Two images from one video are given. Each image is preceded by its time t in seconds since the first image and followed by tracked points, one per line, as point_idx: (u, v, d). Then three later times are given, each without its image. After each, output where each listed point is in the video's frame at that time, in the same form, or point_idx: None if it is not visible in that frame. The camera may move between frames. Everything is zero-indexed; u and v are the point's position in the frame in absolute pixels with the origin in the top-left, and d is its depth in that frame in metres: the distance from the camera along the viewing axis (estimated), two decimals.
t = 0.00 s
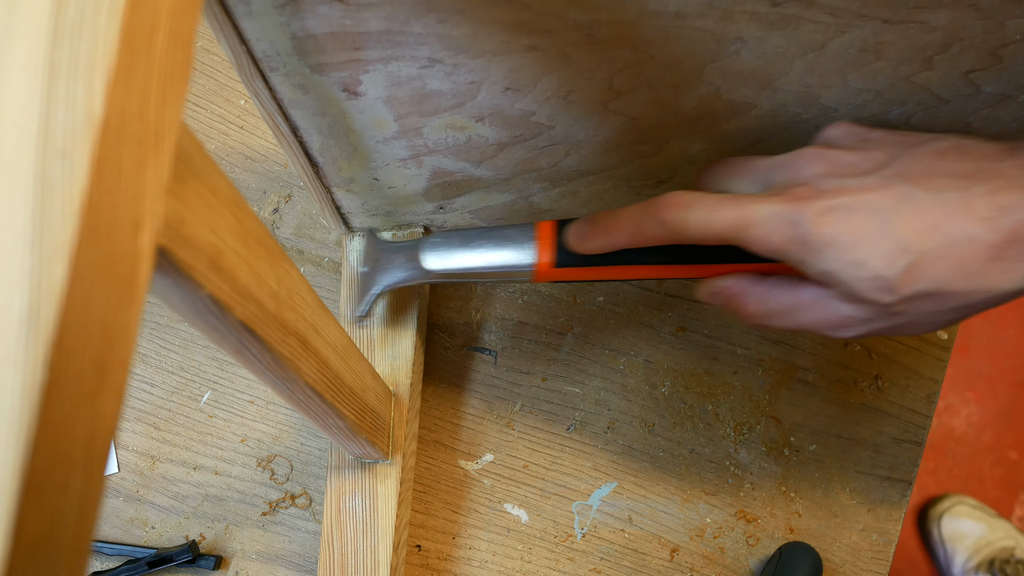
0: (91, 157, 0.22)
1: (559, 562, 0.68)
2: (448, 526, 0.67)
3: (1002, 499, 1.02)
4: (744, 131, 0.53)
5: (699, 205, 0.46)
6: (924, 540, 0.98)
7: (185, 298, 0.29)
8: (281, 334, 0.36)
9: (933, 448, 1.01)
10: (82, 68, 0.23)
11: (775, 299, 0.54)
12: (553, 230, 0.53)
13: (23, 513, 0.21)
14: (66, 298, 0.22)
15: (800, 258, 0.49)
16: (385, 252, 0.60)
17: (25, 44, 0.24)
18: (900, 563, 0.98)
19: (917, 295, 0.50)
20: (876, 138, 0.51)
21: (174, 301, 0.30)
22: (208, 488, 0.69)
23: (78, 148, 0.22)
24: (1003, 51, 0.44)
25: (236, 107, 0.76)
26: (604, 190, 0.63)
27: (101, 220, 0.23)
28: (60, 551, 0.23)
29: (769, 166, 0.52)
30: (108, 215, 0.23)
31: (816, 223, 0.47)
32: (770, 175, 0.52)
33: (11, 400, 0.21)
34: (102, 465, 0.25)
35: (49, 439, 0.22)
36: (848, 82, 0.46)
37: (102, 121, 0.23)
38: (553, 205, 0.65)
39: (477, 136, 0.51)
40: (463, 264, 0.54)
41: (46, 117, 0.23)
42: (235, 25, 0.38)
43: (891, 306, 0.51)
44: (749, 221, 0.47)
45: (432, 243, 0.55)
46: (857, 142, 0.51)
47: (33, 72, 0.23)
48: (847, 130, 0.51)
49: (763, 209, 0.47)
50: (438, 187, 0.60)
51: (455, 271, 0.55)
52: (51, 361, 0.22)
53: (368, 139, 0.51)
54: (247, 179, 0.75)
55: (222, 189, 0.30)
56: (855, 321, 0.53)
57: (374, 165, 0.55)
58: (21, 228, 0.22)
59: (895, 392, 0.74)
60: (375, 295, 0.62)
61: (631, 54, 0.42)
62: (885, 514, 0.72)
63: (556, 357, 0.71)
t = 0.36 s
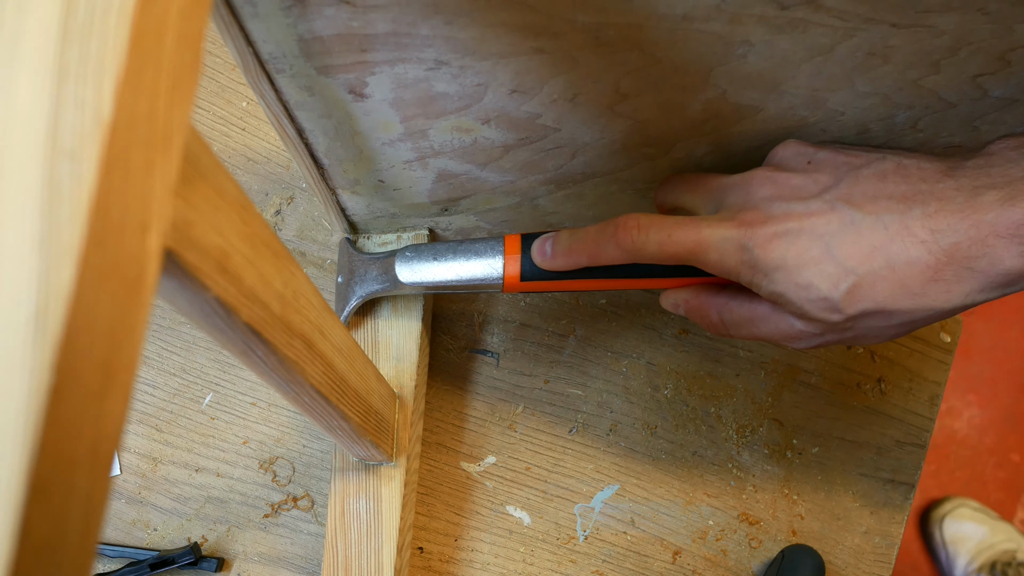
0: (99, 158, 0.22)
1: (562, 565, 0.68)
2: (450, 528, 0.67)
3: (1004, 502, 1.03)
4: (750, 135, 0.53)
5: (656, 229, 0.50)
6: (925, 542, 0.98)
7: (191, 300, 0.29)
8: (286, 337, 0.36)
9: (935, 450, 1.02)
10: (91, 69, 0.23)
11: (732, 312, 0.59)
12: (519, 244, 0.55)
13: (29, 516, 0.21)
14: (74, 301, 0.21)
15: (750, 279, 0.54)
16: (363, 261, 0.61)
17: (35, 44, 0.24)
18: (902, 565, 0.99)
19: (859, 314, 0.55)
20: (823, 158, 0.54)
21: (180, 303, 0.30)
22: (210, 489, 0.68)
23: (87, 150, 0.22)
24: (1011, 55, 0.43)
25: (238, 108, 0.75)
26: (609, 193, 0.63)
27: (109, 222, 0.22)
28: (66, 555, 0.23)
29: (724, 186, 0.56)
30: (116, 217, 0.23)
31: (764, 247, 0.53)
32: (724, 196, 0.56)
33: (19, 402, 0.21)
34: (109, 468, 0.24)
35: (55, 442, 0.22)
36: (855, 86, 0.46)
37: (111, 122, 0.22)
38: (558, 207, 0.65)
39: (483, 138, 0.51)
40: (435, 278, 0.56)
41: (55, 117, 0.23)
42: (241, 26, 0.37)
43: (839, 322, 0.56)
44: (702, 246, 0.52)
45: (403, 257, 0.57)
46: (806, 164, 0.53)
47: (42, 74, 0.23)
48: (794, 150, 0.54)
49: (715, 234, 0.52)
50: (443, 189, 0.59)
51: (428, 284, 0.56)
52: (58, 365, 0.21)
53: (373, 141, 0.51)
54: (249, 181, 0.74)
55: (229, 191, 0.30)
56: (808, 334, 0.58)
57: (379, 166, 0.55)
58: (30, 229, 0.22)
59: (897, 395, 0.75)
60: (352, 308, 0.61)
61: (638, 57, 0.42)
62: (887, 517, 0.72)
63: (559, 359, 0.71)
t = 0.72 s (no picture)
0: (90, 153, 0.22)
1: (559, 560, 0.68)
2: (447, 524, 0.68)
3: (1003, 497, 1.03)
4: (745, 130, 0.53)
5: (672, 224, 0.50)
6: (924, 537, 0.98)
7: (184, 295, 0.29)
8: (281, 332, 0.36)
9: (933, 446, 1.02)
10: (81, 65, 0.23)
11: (746, 307, 0.59)
12: (535, 237, 0.55)
13: (21, 509, 0.21)
14: (65, 294, 0.21)
15: (762, 274, 0.54)
16: (375, 253, 0.61)
17: (26, 41, 0.24)
18: (901, 561, 0.99)
19: (873, 308, 0.54)
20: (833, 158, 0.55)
21: (174, 297, 0.30)
22: (207, 485, 0.69)
23: (77, 144, 0.22)
24: (1006, 49, 0.44)
25: (235, 105, 0.75)
26: (605, 188, 0.63)
27: (101, 216, 0.22)
28: (59, 548, 0.23)
29: (737, 184, 0.56)
30: (108, 211, 0.23)
31: (778, 244, 0.52)
32: (736, 193, 0.56)
33: (11, 395, 0.21)
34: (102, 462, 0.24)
35: (47, 435, 0.22)
36: (849, 81, 0.46)
37: (102, 117, 0.22)
38: (554, 203, 0.65)
39: (478, 134, 0.51)
40: (449, 268, 0.55)
41: (46, 113, 0.23)
42: (235, 22, 0.37)
43: (850, 318, 0.55)
44: (717, 242, 0.52)
45: (419, 246, 0.56)
46: (816, 162, 0.54)
47: (32, 69, 0.23)
48: (806, 149, 0.54)
49: (729, 231, 0.52)
50: (439, 185, 0.59)
51: (442, 275, 0.56)
52: (50, 357, 0.21)
53: (369, 137, 0.51)
54: (246, 177, 0.74)
55: (222, 187, 0.30)
56: (820, 330, 0.58)
57: (375, 162, 0.55)
58: (21, 224, 0.22)
59: (894, 390, 0.75)
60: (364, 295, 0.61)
61: (632, 52, 0.42)
62: (884, 512, 0.72)
63: (555, 355, 0.71)
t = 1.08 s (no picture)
0: (92, 148, 0.22)
1: (559, 557, 0.68)
2: (448, 521, 0.68)
3: (1003, 496, 1.03)
4: (747, 127, 0.53)
5: (766, 204, 0.47)
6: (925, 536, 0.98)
7: (186, 291, 0.29)
8: (282, 328, 0.36)
9: (934, 444, 1.02)
10: (83, 60, 0.23)
11: (835, 302, 0.54)
12: (607, 233, 0.50)
13: (22, 504, 0.21)
14: (66, 289, 0.21)
15: (866, 258, 0.49)
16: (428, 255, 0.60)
17: (28, 36, 0.24)
18: (901, 560, 0.99)
19: (985, 295, 0.51)
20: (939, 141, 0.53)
21: (175, 293, 0.30)
22: (208, 482, 0.69)
23: (79, 139, 0.22)
24: (1008, 47, 0.44)
25: (236, 101, 0.75)
26: (607, 186, 0.63)
27: (103, 211, 0.22)
28: (60, 544, 0.23)
29: (834, 169, 0.54)
30: (110, 207, 0.23)
31: (886, 222, 0.48)
32: (834, 176, 0.54)
33: (12, 390, 0.21)
34: (103, 457, 0.24)
35: (49, 430, 0.22)
36: (851, 78, 0.46)
37: (104, 112, 0.22)
38: (555, 200, 0.65)
39: (479, 131, 0.51)
40: (513, 266, 0.52)
41: (48, 108, 0.23)
42: (237, 19, 0.37)
43: (960, 306, 0.52)
44: (816, 221, 0.47)
45: (480, 245, 0.53)
46: (921, 144, 0.52)
47: (35, 65, 0.23)
48: (909, 133, 0.53)
49: (829, 209, 0.47)
50: (441, 182, 0.59)
51: (505, 273, 0.52)
52: (52, 352, 0.21)
53: (370, 134, 0.51)
54: (247, 174, 0.74)
55: (224, 182, 0.30)
56: (920, 322, 0.54)
57: (376, 159, 0.55)
58: (23, 219, 0.22)
59: (895, 388, 0.74)
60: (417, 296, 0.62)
61: (633, 49, 0.42)
62: (885, 510, 0.72)
63: (556, 352, 0.71)
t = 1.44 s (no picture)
0: (94, 147, 0.22)
1: (559, 557, 0.68)
2: (447, 521, 0.68)
3: (1002, 496, 1.03)
4: (747, 128, 0.53)
5: (712, 229, 0.49)
6: (923, 536, 0.99)
7: (187, 292, 0.29)
8: (283, 328, 0.36)
9: (933, 445, 1.02)
10: (85, 60, 0.23)
11: (784, 314, 0.58)
12: (572, 242, 0.54)
13: (25, 504, 0.21)
14: (68, 289, 0.21)
15: (805, 279, 0.53)
16: (408, 261, 0.62)
17: (30, 36, 0.24)
18: (900, 560, 0.99)
19: (917, 315, 0.55)
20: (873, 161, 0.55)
21: (176, 293, 0.30)
22: (207, 482, 0.69)
23: (80, 139, 0.22)
24: (1008, 48, 0.44)
25: (236, 101, 0.75)
26: (607, 186, 0.63)
27: (104, 211, 0.22)
28: (62, 545, 0.23)
29: (774, 186, 0.56)
30: (111, 206, 0.23)
31: (821, 248, 0.51)
32: (774, 197, 0.55)
33: (14, 391, 0.21)
34: (104, 458, 0.24)
35: (50, 431, 0.22)
36: (852, 79, 0.46)
37: (106, 112, 0.22)
38: (555, 200, 0.65)
39: (480, 130, 0.51)
40: (484, 274, 0.55)
41: (50, 108, 0.23)
42: (238, 18, 0.37)
43: (895, 324, 0.55)
44: (758, 247, 0.51)
45: (453, 254, 0.57)
46: (855, 165, 0.54)
47: (37, 65, 0.23)
48: (844, 153, 0.55)
49: (771, 236, 0.51)
50: (441, 181, 0.59)
51: (478, 281, 0.56)
52: (54, 353, 0.21)
53: (371, 133, 0.51)
54: (247, 173, 0.74)
55: (225, 182, 0.30)
56: (863, 336, 0.58)
57: (376, 159, 0.55)
58: (25, 220, 0.22)
59: (895, 388, 0.75)
60: (399, 303, 0.62)
61: (634, 49, 0.42)
62: (884, 510, 0.72)
63: (556, 352, 0.71)
